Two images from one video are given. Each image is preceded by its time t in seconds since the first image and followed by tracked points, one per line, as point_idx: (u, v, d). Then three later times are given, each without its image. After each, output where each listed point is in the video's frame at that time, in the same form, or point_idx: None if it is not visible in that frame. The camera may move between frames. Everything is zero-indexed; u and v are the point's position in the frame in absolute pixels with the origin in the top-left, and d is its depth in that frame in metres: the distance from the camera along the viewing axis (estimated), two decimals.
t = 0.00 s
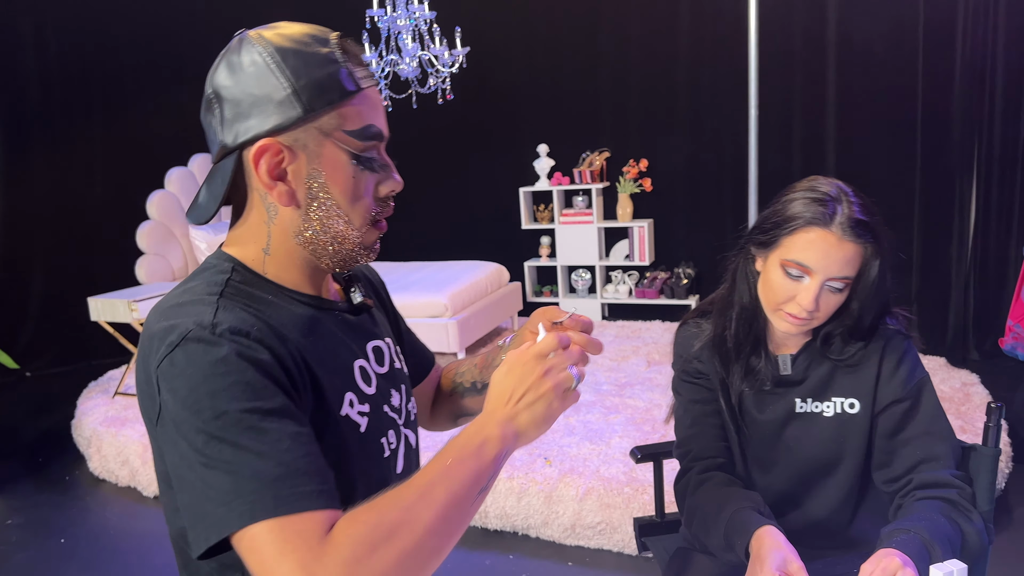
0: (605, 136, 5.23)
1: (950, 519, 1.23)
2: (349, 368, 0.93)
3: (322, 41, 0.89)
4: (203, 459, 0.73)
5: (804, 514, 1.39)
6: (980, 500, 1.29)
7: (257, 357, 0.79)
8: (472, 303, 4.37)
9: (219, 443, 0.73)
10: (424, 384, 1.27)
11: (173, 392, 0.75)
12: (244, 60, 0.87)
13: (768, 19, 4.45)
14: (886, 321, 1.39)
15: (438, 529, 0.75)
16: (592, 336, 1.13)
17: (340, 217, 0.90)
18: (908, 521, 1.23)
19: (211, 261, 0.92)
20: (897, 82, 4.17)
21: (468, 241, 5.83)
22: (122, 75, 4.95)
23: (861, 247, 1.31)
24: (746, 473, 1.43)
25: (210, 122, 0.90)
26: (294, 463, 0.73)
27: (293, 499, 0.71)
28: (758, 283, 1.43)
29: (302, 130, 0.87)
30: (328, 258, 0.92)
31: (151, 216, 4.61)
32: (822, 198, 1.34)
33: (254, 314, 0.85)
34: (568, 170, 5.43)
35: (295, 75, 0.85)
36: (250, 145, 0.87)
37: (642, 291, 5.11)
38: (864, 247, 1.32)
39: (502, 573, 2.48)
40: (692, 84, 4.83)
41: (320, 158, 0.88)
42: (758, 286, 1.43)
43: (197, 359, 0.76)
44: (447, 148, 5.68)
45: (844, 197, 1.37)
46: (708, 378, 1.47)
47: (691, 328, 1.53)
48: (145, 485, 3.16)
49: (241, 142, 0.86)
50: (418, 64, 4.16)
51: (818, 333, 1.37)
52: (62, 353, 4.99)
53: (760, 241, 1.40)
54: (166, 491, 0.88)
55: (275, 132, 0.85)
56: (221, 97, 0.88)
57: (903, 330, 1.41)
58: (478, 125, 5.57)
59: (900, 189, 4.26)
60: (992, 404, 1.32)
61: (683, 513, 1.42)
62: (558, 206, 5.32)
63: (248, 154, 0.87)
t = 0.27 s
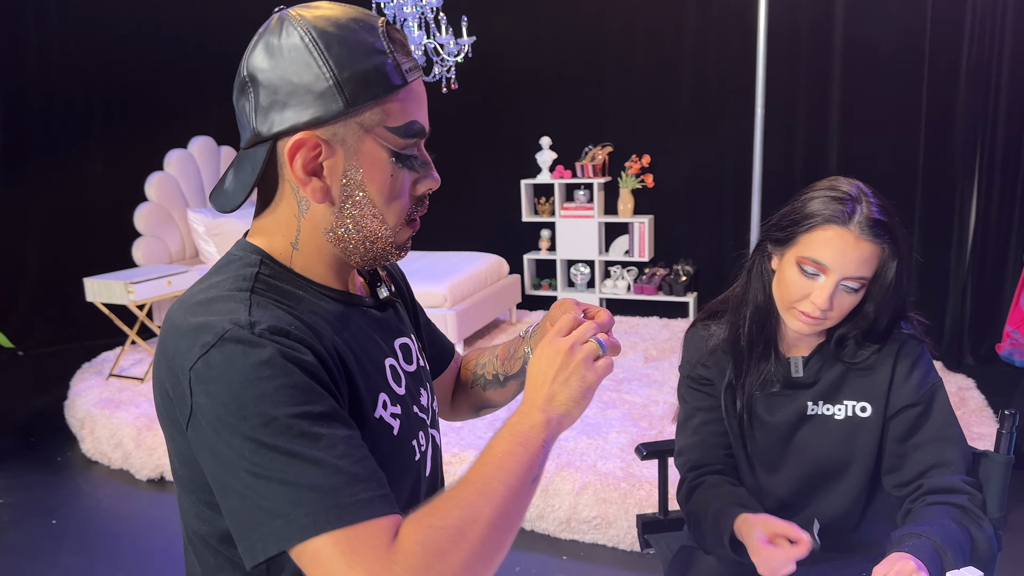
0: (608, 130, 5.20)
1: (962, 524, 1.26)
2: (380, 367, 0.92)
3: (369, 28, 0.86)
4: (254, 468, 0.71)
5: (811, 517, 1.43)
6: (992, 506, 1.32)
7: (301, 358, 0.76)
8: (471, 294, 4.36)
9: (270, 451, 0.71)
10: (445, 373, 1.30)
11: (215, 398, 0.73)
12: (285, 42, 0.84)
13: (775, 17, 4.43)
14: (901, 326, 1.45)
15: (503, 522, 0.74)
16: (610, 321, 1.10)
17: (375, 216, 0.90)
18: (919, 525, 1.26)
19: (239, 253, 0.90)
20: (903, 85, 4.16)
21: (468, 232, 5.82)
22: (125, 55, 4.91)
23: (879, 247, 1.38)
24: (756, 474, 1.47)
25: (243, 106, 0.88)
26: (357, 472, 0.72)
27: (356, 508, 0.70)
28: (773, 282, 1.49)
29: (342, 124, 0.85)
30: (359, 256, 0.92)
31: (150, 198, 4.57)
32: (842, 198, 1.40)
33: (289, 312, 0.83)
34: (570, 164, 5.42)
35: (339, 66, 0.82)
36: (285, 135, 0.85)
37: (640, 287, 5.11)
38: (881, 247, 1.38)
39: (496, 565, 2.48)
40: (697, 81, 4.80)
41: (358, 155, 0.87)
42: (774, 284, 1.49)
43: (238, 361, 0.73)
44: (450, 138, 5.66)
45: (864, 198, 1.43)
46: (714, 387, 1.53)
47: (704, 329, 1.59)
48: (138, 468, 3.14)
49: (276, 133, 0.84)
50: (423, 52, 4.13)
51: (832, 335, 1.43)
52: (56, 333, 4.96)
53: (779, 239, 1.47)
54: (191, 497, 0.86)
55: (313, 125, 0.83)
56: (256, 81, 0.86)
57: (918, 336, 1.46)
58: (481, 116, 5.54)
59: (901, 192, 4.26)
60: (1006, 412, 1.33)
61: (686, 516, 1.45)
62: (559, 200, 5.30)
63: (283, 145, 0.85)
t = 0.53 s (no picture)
0: (591, 130, 5.21)
1: (948, 529, 1.28)
2: (382, 374, 0.92)
3: (381, 21, 0.87)
4: (262, 484, 0.70)
5: (796, 524, 1.44)
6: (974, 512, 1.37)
7: (311, 370, 0.75)
8: (451, 291, 4.34)
9: (280, 467, 0.70)
10: (437, 371, 1.28)
11: (220, 410, 0.72)
12: (296, 33, 0.83)
13: (759, 21, 4.46)
14: (885, 334, 1.46)
15: (515, 540, 0.74)
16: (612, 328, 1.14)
17: (382, 215, 0.89)
18: (905, 528, 1.28)
19: (238, 253, 0.88)
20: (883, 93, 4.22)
21: (449, 228, 5.80)
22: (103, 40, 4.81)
23: (858, 252, 1.39)
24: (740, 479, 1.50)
25: (246, 96, 0.86)
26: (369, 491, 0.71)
27: (369, 529, 0.70)
28: (755, 285, 1.50)
29: (354, 119, 0.84)
30: (363, 255, 0.91)
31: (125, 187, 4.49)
32: (823, 202, 1.41)
33: (293, 318, 0.82)
34: (553, 162, 5.42)
35: (354, 58, 0.82)
36: (293, 129, 0.84)
37: (620, 287, 5.13)
38: (862, 252, 1.40)
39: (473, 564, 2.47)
40: (681, 83, 4.83)
41: (369, 150, 0.86)
42: (755, 287, 1.50)
43: (246, 372, 0.72)
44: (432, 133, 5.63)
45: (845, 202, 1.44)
46: (695, 390, 1.56)
47: (688, 332, 1.61)
48: (109, 462, 3.09)
49: (284, 125, 0.83)
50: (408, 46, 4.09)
51: (815, 339, 1.45)
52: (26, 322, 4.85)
53: (760, 241, 1.48)
54: (183, 508, 0.84)
55: (324, 117, 0.82)
56: (263, 71, 0.85)
57: (903, 345, 1.47)
58: (464, 112, 5.52)
59: (879, 198, 4.32)
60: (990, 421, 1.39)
61: (669, 516, 1.48)
62: (541, 198, 5.30)
63: (291, 138, 0.84)
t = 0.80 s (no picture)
0: (567, 132, 5.23)
1: (910, 520, 1.35)
2: (369, 384, 0.92)
3: (365, 19, 0.86)
4: (251, 504, 0.70)
5: (777, 528, 1.46)
6: (955, 513, 1.42)
7: (300, 386, 0.75)
8: (428, 294, 4.33)
9: (270, 487, 0.70)
10: (420, 376, 1.28)
11: (207, 428, 0.71)
12: (281, 33, 0.82)
13: (735, 26, 4.51)
14: (865, 339, 1.49)
15: (506, 556, 0.75)
16: (599, 337, 1.16)
17: (369, 218, 0.89)
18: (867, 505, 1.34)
19: (220, 261, 0.87)
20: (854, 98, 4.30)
21: (425, 230, 5.78)
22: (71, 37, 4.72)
23: (838, 255, 1.42)
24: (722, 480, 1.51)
25: (229, 98, 0.85)
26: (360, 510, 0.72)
27: (361, 549, 0.71)
28: (736, 288, 1.53)
29: (341, 121, 0.84)
30: (349, 258, 0.91)
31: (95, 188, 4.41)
32: (802, 206, 1.44)
33: (280, 329, 0.82)
34: (529, 165, 5.43)
35: (341, 59, 0.82)
36: (278, 131, 0.83)
37: (596, 289, 5.15)
38: (840, 254, 1.42)
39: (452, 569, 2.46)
40: (656, 86, 4.87)
41: (356, 152, 0.86)
42: (737, 290, 1.53)
43: (233, 388, 0.71)
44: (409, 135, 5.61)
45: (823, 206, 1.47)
46: (676, 391, 1.56)
47: (670, 334, 1.63)
48: (79, 468, 3.03)
49: (268, 127, 0.82)
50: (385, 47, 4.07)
51: (796, 340, 1.48)
52: None
53: (740, 246, 1.51)
54: (163, 523, 0.83)
55: (310, 119, 0.82)
56: (246, 71, 0.84)
57: (883, 350, 1.50)
58: (441, 114, 5.52)
59: (849, 202, 4.40)
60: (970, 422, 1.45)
61: (650, 516, 1.50)
62: (517, 200, 5.31)
63: (276, 141, 0.84)
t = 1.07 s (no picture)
0: (543, 135, 5.23)
1: (881, 519, 1.35)
2: (351, 392, 0.90)
3: (342, 20, 0.84)
4: (234, 518, 0.68)
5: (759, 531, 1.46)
6: (936, 513, 1.44)
7: (282, 396, 0.73)
8: (404, 297, 4.30)
9: (253, 501, 0.68)
10: (401, 380, 1.26)
11: (186, 442, 0.69)
12: (255, 34, 0.80)
13: (709, 30, 4.55)
14: (846, 342, 1.50)
15: (496, 565, 0.73)
16: (582, 337, 1.15)
17: (348, 222, 0.87)
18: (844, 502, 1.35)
19: (196, 269, 0.85)
20: (826, 102, 4.36)
21: (401, 234, 5.74)
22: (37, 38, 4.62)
23: (818, 258, 1.42)
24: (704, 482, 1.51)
25: (203, 101, 0.83)
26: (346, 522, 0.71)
27: (349, 561, 0.70)
28: (719, 291, 1.53)
29: (318, 122, 0.82)
30: (328, 264, 0.89)
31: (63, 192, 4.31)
32: (782, 209, 1.45)
33: (260, 338, 0.80)
34: (505, 167, 5.42)
35: (317, 60, 0.80)
36: (254, 134, 0.81)
37: (573, 292, 5.15)
38: (821, 257, 1.43)
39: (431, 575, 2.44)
40: (631, 89, 4.89)
41: (334, 155, 0.84)
42: (719, 293, 1.53)
43: (214, 401, 0.69)
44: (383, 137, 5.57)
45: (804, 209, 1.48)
46: (657, 393, 1.57)
47: (654, 337, 1.63)
48: (48, 479, 2.95)
49: (243, 131, 0.80)
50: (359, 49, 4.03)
51: (778, 342, 1.48)
52: None
53: (722, 249, 1.52)
54: (141, 538, 0.80)
55: (286, 122, 0.80)
56: (220, 73, 0.82)
57: (865, 354, 1.51)
58: (416, 117, 5.48)
59: (822, 204, 4.45)
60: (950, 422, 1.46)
61: (632, 517, 1.49)
62: (494, 203, 5.30)
63: (251, 144, 0.82)
